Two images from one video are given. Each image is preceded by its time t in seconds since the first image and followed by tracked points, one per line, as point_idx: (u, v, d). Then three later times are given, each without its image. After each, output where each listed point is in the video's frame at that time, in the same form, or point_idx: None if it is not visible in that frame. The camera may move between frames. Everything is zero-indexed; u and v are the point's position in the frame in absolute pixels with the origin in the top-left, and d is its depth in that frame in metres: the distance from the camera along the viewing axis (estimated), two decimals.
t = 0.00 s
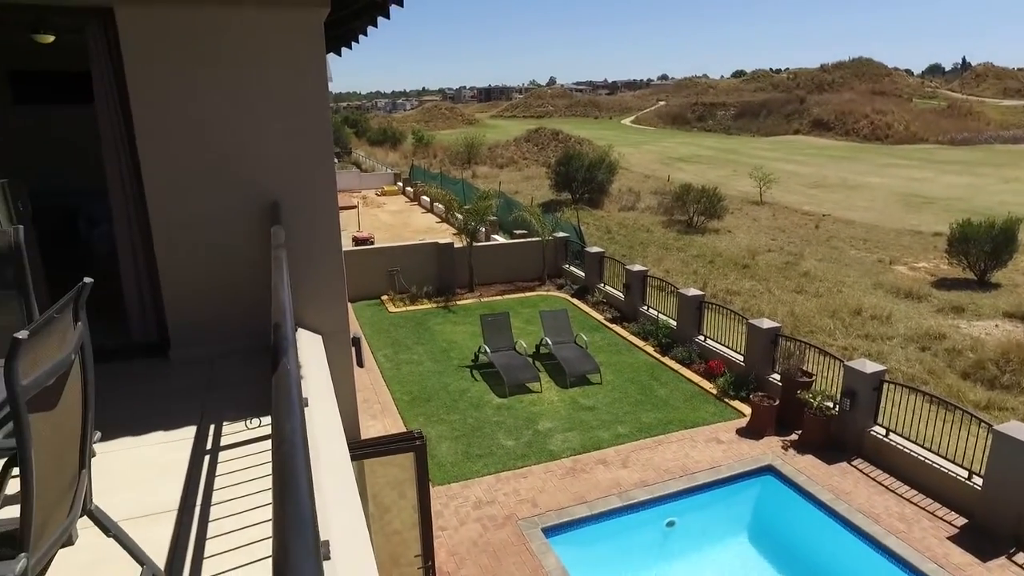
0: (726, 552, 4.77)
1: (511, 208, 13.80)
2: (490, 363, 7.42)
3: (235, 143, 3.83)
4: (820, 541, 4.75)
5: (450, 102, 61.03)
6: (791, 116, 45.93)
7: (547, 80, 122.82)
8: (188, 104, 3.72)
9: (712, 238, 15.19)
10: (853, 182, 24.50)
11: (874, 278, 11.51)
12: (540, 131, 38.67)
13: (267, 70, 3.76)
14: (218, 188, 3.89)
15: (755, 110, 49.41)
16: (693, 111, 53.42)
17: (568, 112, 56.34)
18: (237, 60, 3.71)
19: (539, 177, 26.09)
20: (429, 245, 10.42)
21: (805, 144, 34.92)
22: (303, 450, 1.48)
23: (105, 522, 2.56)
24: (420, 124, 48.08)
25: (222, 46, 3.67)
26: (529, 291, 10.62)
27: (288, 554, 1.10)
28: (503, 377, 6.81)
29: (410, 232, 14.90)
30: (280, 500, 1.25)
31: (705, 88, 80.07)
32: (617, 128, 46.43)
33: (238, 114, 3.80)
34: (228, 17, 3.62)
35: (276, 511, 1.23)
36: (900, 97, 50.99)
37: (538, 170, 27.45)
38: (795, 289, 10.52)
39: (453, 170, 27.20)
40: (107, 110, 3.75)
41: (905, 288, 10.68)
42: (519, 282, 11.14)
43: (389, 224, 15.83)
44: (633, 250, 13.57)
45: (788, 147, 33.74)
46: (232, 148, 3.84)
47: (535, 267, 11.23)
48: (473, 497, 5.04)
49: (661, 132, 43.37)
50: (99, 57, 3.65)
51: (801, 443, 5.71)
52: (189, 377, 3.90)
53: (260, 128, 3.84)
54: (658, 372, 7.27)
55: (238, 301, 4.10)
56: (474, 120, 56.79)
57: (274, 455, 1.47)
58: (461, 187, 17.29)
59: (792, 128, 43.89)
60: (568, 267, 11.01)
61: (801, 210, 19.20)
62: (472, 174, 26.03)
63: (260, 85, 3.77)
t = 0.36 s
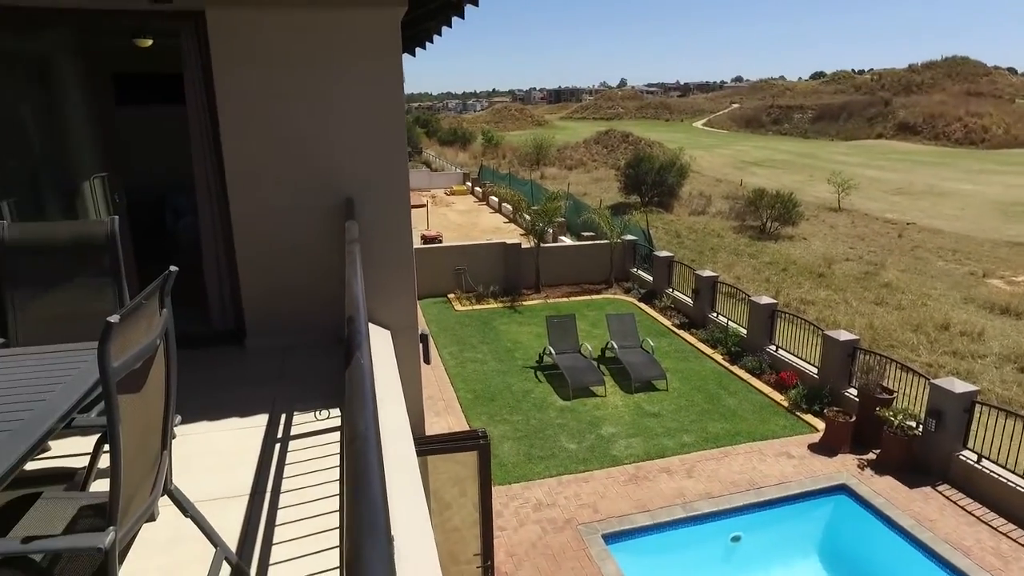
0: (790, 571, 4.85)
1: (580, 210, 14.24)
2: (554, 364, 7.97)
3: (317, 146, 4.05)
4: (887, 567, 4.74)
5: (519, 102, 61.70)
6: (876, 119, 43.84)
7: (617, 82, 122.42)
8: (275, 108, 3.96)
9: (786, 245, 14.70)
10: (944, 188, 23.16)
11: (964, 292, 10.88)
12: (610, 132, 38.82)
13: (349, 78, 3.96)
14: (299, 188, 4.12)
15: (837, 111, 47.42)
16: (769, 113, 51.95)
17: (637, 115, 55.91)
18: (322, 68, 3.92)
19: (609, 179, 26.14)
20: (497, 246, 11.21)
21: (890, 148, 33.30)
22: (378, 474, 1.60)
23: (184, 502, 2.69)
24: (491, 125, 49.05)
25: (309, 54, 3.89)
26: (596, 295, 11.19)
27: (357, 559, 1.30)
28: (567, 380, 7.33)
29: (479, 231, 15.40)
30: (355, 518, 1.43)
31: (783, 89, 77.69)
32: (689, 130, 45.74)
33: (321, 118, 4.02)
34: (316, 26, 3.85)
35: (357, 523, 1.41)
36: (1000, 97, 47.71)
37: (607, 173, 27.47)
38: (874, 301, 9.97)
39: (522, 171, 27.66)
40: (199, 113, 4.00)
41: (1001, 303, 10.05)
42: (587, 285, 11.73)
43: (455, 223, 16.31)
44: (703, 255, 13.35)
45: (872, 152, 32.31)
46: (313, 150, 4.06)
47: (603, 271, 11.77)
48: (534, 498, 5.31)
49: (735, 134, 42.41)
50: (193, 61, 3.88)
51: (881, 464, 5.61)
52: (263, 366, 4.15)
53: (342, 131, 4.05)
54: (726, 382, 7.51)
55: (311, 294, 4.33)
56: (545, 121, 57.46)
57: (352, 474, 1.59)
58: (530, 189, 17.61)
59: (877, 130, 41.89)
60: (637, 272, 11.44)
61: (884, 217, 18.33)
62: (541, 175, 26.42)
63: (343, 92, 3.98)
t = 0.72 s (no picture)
0: None
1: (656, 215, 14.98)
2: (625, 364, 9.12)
3: (396, 146, 4.30)
4: None
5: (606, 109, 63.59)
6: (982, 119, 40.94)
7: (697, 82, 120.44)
8: (357, 111, 4.24)
9: (875, 253, 13.93)
10: None
11: None
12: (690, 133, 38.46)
13: (429, 80, 4.20)
14: (378, 186, 4.41)
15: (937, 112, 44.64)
16: (861, 114, 49.59)
17: (716, 115, 54.91)
18: (399, 70, 4.18)
19: (687, 182, 25.97)
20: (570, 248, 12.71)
21: (997, 151, 31.04)
22: (459, 472, 1.61)
23: (263, 486, 2.79)
24: (568, 126, 49.66)
25: (391, 58, 4.15)
26: (670, 300, 12.34)
27: (436, 554, 1.33)
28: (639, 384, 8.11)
29: (554, 233, 15.97)
30: (438, 509, 1.46)
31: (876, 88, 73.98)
32: (773, 131, 44.45)
33: (400, 121, 4.29)
34: (399, 34, 4.11)
35: (437, 514, 1.45)
36: None
37: (685, 176, 27.29)
38: (973, 316, 9.36)
39: (599, 173, 28.04)
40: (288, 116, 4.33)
41: None
42: (661, 290, 12.85)
43: (532, 223, 17.30)
44: (785, 262, 12.87)
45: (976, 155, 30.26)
46: (392, 150, 4.32)
47: (678, 276, 12.98)
48: (600, 502, 5.70)
49: (822, 135, 40.83)
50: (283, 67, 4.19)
51: (980, 493, 5.52)
52: (341, 357, 4.44)
53: (418, 131, 4.29)
54: (806, 395, 7.78)
55: (387, 287, 4.60)
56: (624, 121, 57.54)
57: (432, 471, 1.61)
58: (605, 189, 17.85)
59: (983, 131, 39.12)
60: (713, 276, 12.62)
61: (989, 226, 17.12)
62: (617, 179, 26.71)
63: (422, 94, 4.22)
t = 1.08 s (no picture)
0: None
1: (731, 219, 14.79)
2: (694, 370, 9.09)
3: (470, 149, 4.68)
4: None
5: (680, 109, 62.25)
6: None
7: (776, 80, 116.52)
8: (435, 110, 4.62)
9: (968, 263, 13.18)
10: None
11: None
12: (769, 133, 37.41)
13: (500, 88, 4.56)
14: (453, 180, 4.75)
15: None
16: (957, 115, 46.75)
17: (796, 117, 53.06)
18: (475, 71, 4.54)
19: (765, 184, 25.36)
20: (641, 247, 12.56)
21: None
22: (535, 473, 1.60)
23: (336, 476, 2.85)
24: (641, 125, 49.28)
25: (467, 68, 4.54)
26: (744, 304, 12.18)
27: (512, 554, 1.31)
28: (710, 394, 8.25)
29: (626, 237, 16.13)
30: (515, 506, 1.46)
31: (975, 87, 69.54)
32: (858, 131, 42.58)
33: (474, 118, 4.63)
34: (475, 45, 4.50)
35: (513, 515, 1.44)
36: None
37: (763, 179, 26.64)
38: None
39: (673, 175, 27.81)
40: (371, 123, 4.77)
41: None
42: (734, 294, 12.70)
43: (603, 226, 17.48)
44: (867, 270, 12.32)
45: None
46: (467, 145, 4.68)
47: (753, 281, 12.74)
48: (663, 511, 5.95)
49: (914, 135, 38.78)
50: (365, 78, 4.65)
51: None
52: (414, 353, 4.74)
53: (492, 127, 4.64)
54: (887, 411, 7.75)
55: (457, 283, 4.95)
56: (699, 120, 56.55)
57: (508, 474, 1.61)
58: (679, 192, 17.79)
59: None
60: (789, 283, 12.36)
61: None
62: (691, 181, 26.42)
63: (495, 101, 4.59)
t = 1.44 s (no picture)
0: None
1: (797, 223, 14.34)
2: (754, 378, 8.83)
3: (532, 149, 4.81)
4: None
5: (744, 110, 60.67)
6: None
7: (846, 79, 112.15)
8: (501, 108, 4.75)
9: None
10: None
11: None
12: (839, 135, 36.05)
13: (563, 90, 4.67)
14: (517, 176, 4.88)
15: None
16: None
17: (868, 118, 50.99)
18: (541, 69, 4.65)
19: (833, 188, 24.43)
20: (702, 250, 12.28)
21: None
22: (603, 479, 1.56)
23: (394, 471, 2.87)
24: (702, 126, 48.30)
25: (532, 70, 4.66)
26: (808, 312, 11.79)
27: (583, 549, 1.30)
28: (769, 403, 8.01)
29: (686, 239, 15.85)
30: (580, 513, 1.42)
31: None
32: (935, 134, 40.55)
33: (538, 116, 4.75)
34: (539, 49, 4.61)
35: (579, 522, 1.40)
36: None
37: (832, 182, 25.66)
38: None
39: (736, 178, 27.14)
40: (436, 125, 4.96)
41: None
42: (797, 300, 12.32)
43: (663, 228, 17.23)
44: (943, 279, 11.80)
45: None
46: (532, 143, 4.80)
47: (819, 287, 12.31)
48: (718, 521, 5.82)
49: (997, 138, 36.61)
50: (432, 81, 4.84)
51: None
52: (472, 352, 4.89)
53: (557, 125, 4.74)
54: (963, 429, 7.37)
55: (515, 280, 5.11)
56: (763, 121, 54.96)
57: (574, 480, 1.57)
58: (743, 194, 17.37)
59: None
60: (857, 291, 11.90)
61: None
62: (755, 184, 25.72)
63: (558, 103, 4.70)
